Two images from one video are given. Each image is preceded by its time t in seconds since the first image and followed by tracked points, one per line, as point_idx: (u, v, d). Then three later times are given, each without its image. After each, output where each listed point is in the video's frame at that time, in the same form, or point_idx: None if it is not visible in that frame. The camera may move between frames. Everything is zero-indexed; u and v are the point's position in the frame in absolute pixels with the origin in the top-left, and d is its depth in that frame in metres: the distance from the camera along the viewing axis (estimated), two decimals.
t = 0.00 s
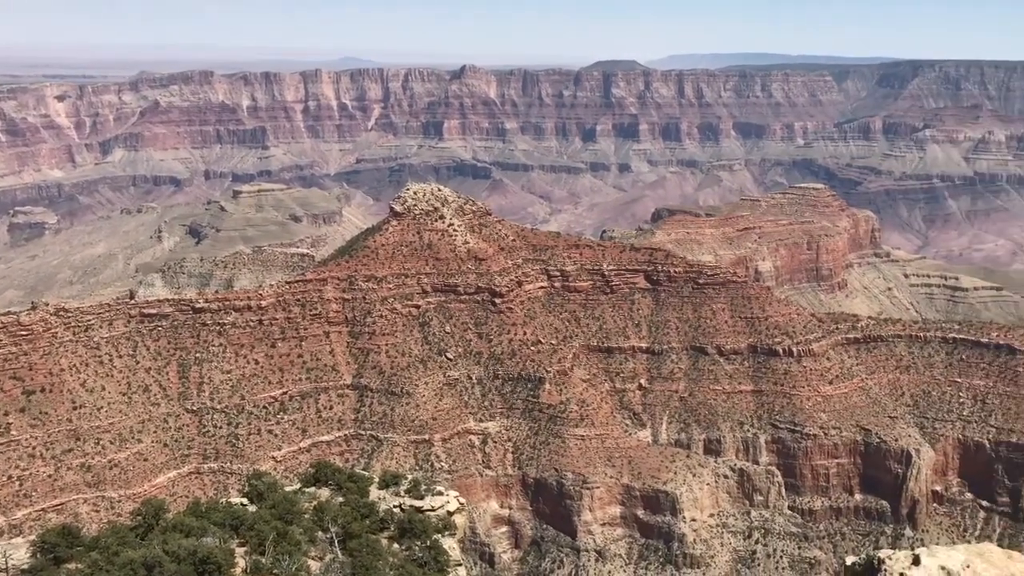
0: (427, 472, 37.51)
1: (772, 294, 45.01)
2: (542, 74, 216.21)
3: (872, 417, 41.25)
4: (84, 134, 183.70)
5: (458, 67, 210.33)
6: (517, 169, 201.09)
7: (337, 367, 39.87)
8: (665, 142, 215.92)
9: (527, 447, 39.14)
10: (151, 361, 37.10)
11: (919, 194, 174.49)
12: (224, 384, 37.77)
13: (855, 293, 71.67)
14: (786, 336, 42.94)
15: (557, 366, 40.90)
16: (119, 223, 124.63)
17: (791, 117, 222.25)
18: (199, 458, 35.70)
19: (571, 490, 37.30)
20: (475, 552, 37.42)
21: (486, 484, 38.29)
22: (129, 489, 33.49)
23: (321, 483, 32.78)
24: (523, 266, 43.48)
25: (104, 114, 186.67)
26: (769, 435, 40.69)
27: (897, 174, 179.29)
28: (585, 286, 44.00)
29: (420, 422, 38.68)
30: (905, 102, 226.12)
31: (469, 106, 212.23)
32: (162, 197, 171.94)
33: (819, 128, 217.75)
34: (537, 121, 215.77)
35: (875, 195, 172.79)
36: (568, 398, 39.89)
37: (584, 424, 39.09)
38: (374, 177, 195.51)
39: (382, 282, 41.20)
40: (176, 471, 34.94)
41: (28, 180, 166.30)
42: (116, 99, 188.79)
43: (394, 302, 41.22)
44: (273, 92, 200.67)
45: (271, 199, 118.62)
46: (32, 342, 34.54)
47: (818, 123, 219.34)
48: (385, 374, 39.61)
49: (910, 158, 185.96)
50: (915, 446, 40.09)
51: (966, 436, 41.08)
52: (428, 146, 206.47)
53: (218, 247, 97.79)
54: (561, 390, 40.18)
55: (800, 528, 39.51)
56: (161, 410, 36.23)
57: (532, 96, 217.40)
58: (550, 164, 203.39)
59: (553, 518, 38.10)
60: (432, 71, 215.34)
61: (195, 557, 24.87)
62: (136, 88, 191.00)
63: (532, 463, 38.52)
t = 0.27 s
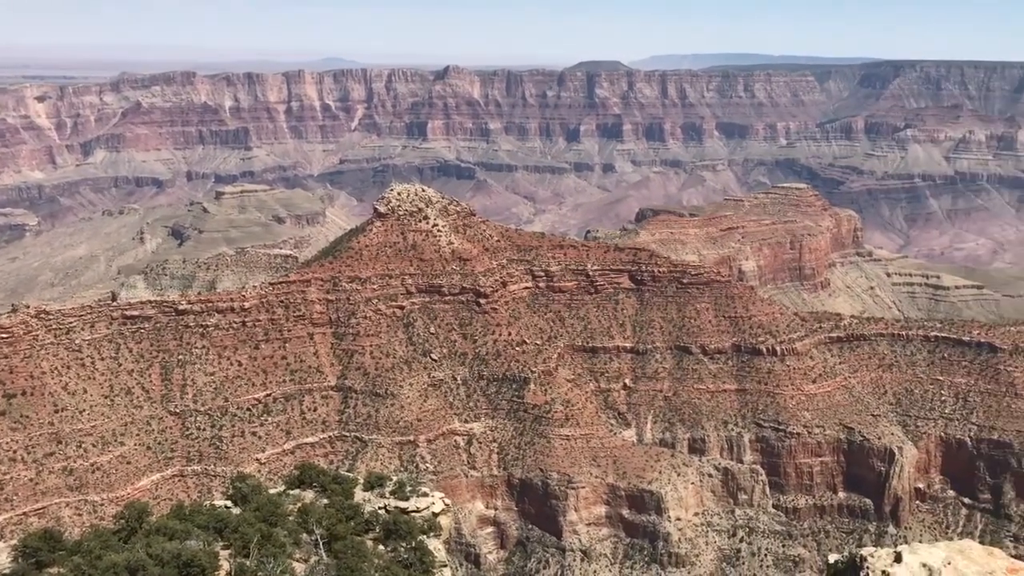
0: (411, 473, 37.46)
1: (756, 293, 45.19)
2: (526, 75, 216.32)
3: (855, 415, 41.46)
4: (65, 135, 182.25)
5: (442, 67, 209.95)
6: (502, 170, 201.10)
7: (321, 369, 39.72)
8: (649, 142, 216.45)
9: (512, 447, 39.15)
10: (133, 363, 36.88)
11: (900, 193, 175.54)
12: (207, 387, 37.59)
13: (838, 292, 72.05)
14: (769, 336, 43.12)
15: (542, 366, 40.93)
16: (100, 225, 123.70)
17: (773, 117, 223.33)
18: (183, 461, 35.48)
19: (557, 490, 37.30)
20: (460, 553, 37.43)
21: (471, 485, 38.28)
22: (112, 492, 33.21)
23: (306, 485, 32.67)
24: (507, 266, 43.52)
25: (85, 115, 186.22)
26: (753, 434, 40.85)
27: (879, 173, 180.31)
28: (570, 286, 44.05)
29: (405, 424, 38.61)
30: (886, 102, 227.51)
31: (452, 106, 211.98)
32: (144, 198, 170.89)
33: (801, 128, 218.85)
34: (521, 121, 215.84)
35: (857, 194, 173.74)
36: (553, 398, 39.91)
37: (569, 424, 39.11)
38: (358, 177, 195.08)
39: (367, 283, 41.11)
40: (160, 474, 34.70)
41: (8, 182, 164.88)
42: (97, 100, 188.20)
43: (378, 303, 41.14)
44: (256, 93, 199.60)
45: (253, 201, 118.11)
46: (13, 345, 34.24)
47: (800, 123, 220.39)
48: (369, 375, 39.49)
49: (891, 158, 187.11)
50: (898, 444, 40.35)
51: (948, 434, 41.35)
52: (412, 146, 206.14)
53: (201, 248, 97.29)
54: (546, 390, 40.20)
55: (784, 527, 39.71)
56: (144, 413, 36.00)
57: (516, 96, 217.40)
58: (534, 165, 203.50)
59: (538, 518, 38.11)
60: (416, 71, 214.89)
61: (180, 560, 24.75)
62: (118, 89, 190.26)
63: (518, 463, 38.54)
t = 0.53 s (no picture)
0: (398, 474, 37.39)
1: (740, 292, 45.37)
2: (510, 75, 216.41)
3: (839, 413, 41.69)
4: (45, 137, 180.73)
5: (425, 68, 209.55)
6: (486, 170, 201.10)
7: (306, 370, 39.59)
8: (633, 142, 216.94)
9: (499, 448, 39.16)
10: (117, 366, 36.66)
11: (882, 192, 176.55)
12: (191, 389, 37.41)
13: (821, 290, 72.43)
14: (754, 334, 43.31)
15: (528, 366, 40.97)
16: (82, 227, 122.79)
17: (756, 116, 224.37)
18: (167, 464, 35.28)
19: (543, 490, 37.32)
20: (447, 553, 37.43)
21: (457, 486, 38.26)
22: (96, 496, 32.95)
23: (291, 487, 32.56)
24: (492, 266, 43.54)
25: (67, 117, 183.86)
26: (738, 432, 41.00)
27: (861, 172, 181.21)
28: (555, 286, 44.10)
29: (391, 425, 38.53)
30: (868, 101, 228.84)
31: (436, 107, 211.63)
32: (126, 201, 169.98)
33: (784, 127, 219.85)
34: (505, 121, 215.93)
35: (840, 193, 174.52)
36: (539, 398, 39.93)
37: (555, 423, 39.15)
38: (342, 178, 194.64)
39: (352, 284, 41.00)
40: (144, 477, 34.47)
41: None
42: (78, 101, 186.42)
43: (363, 304, 41.04)
44: (239, 94, 198.56)
45: (237, 202, 117.56)
46: None
47: (783, 122, 221.44)
48: (354, 377, 39.37)
49: (874, 157, 188.25)
50: (882, 441, 40.61)
51: (931, 430, 41.63)
52: (396, 147, 205.78)
53: (184, 250, 96.82)
54: (532, 390, 40.22)
55: (769, 524, 39.91)
56: (128, 416, 35.78)
57: (500, 96, 217.38)
58: (518, 165, 203.59)
59: (525, 518, 38.13)
60: (400, 71, 214.41)
61: (165, 564, 24.63)
62: (99, 91, 187.37)
63: (504, 463, 38.55)
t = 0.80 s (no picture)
0: (385, 474, 37.32)
1: (725, 290, 45.54)
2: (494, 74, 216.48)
3: (824, 409, 41.92)
4: (27, 139, 179.16)
5: (409, 67, 209.08)
6: (471, 170, 201.07)
7: (291, 372, 39.44)
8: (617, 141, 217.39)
9: (485, 447, 39.16)
10: (101, 369, 36.43)
11: (865, 189, 177.54)
12: (176, 391, 37.22)
13: (806, 287, 72.79)
14: (739, 331, 43.46)
15: (514, 365, 40.99)
16: (65, 229, 121.90)
17: (740, 115, 225.29)
18: (152, 466, 35.08)
19: (531, 489, 37.34)
20: (434, 553, 37.42)
21: (444, 486, 38.24)
22: (80, 500, 32.71)
23: (278, 489, 32.45)
24: (478, 266, 43.55)
25: (48, 118, 181.79)
26: (724, 430, 41.14)
27: (845, 169, 182.10)
28: (541, 285, 44.15)
29: (377, 425, 38.47)
30: (851, 98, 230.10)
31: (421, 106, 211.22)
32: (109, 202, 169.20)
33: (767, 125, 220.89)
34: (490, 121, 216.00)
35: (823, 190, 175.36)
36: (526, 397, 39.96)
37: (542, 423, 39.16)
38: (326, 178, 194.19)
39: (337, 285, 40.87)
40: (130, 480, 34.25)
41: None
42: (60, 102, 184.76)
43: (348, 305, 40.94)
44: (222, 94, 197.46)
45: (221, 203, 117.04)
46: None
47: (767, 120, 222.46)
48: (340, 377, 39.29)
49: (857, 154, 189.27)
50: (867, 437, 40.86)
51: (915, 426, 41.91)
52: (380, 147, 205.35)
53: (168, 252, 96.42)
54: (518, 389, 40.27)
55: (756, 521, 40.09)
56: (112, 418, 35.55)
57: (484, 95, 217.38)
58: (503, 164, 203.63)
59: (512, 517, 38.14)
60: (384, 71, 213.93)
61: (151, 567, 24.50)
62: (81, 91, 186.90)
63: (491, 462, 38.57)
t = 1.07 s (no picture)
0: (371, 474, 37.25)
1: (709, 287, 45.65)
2: (478, 73, 216.44)
3: (809, 406, 42.11)
4: (8, 139, 177.36)
5: (393, 66, 208.42)
6: (456, 169, 200.94)
7: (276, 372, 39.29)
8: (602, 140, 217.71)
9: (472, 446, 39.14)
10: (84, 371, 36.18)
11: (849, 186, 178.42)
12: (160, 393, 37.01)
13: (790, 284, 73.10)
14: (724, 329, 43.55)
15: (500, 364, 41.01)
16: (46, 230, 120.88)
17: (724, 113, 226.06)
18: (137, 468, 34.89)
19: (517, 488, 37.34)
20: (421, 553, 37.42)
21: (431, 485, 38.18)
22: (64, 503, 32.47)
23: (263, 489, 32.32)
24: (463, 265, 43.51)
25: (28, 118, 179.34)
26: (710, 427, 41.25)
27: (828, 167, 183.11)
28: (527, 284, 44.13)
29: (363, 425, 38.38)
30: (834, 96, 231.15)
31: (405, 105, 210.62)
32: (92, 203, 168.57)
33: (751, 123, 221.73)
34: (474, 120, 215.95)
35: (807, 188, 176.15)
36: (511, 396, 39.99)
37: (528, 421, 39.17)
38: (311, 178, 193.61)
39: (322, 285, 40.72)
40: (114, 482, 34.04)
41: None
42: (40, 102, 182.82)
43: (333, 305, 40.81)
44: (205, 94, 196.12)
45: (204, 202, 116.44)
46: None
47: (751, 119, 223.35)
48: (326, 377, 39.17)
49: (840, 152, 190.18)
50: (852, 433, 41.08)
51: (899, 422, 42.15)
52: (365, 146, 204.76)
53: (151, 252, 95.87)
54: (504, 388, 40.27)
55: (741, 517, 40.29)
56: (96, 420, 35.32)
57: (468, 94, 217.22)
58: (488, 163, 203.56)
59: (499, 517, 38.14)
60: (368, 70, 213.28)
61: (136, 570, 24.34)
62: (62, 91, 183.22)
63: (477, 462, 38.55)
